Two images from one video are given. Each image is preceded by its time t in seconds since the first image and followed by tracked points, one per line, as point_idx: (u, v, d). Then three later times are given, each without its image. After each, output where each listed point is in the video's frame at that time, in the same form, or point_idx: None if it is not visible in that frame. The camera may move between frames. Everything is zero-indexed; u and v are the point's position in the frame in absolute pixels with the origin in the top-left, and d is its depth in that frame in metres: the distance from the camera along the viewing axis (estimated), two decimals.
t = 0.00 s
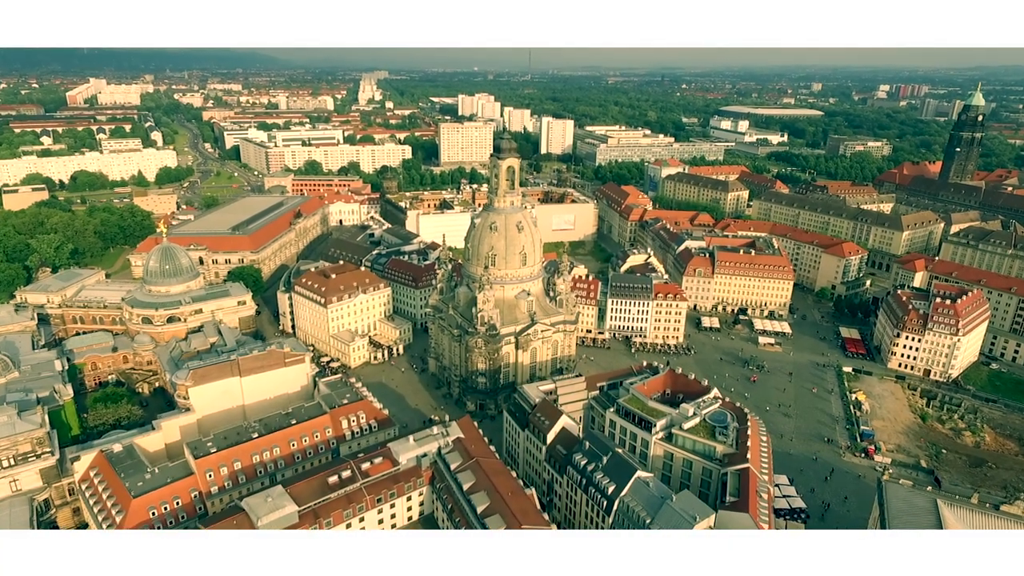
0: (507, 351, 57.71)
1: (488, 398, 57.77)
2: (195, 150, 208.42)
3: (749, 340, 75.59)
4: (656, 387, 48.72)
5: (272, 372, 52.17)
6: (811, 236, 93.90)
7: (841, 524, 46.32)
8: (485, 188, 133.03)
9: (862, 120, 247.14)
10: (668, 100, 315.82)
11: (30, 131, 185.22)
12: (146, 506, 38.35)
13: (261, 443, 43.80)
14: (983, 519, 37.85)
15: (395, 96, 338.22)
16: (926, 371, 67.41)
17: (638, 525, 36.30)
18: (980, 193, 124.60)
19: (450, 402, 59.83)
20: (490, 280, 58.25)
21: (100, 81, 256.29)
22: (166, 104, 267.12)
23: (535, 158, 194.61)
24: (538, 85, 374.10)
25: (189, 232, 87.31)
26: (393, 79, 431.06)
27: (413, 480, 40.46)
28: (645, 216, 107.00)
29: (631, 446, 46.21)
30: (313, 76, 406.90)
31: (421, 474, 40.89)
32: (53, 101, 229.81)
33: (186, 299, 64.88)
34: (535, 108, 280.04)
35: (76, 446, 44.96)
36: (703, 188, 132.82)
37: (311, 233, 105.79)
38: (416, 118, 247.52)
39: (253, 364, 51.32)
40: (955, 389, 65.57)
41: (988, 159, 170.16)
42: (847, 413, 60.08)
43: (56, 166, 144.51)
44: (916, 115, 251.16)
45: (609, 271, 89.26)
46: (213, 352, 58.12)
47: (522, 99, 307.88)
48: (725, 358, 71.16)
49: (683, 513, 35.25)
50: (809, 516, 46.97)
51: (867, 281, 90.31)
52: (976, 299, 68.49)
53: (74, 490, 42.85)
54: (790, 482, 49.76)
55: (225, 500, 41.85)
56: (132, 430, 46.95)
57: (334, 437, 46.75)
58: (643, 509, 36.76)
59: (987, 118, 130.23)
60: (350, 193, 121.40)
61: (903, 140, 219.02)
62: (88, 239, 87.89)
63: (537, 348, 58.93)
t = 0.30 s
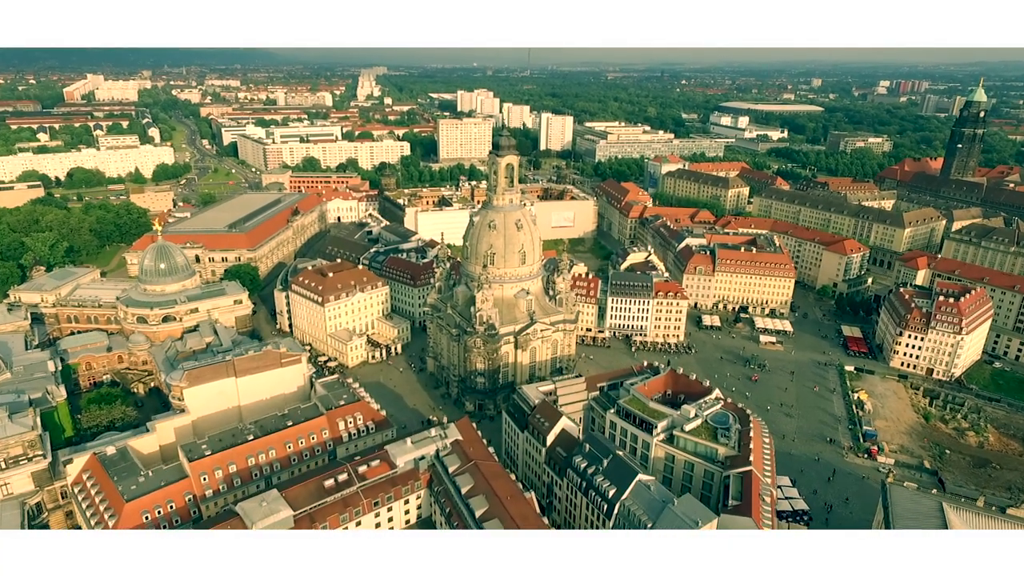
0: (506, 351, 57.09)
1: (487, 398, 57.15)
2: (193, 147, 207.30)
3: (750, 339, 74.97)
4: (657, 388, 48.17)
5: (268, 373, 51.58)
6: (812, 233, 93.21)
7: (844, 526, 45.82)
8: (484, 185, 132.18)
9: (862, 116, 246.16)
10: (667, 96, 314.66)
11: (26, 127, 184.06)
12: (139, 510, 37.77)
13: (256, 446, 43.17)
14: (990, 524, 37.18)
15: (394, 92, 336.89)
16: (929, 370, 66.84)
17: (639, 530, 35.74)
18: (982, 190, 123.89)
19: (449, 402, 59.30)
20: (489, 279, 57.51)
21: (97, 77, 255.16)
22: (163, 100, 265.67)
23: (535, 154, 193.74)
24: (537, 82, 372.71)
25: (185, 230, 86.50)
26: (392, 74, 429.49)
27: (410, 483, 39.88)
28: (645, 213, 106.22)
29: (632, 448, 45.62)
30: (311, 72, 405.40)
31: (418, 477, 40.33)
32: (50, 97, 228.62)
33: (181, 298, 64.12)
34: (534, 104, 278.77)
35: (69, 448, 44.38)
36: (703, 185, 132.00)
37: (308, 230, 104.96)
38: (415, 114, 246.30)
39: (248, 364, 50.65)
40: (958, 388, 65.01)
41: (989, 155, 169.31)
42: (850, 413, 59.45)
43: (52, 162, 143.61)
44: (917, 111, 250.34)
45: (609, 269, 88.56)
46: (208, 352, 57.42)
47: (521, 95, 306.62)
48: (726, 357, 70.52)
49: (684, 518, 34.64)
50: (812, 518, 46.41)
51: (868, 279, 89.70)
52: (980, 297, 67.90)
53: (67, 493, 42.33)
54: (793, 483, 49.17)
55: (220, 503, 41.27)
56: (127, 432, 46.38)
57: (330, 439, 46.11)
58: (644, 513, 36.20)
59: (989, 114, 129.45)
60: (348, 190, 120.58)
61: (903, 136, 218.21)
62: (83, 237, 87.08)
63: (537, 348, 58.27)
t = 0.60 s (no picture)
0: (505, 351, 56.42)
1: (485, 398, 56.49)
2: (190, 144, 206.41)
3: (751, 337, 74.37)
4: (658, 389, 47.62)
5: (264, 373, 50.97)
6: (813, 230, 92.57)
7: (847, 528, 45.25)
8: (482, 182, 131.29)
9: (862, 111, 245.22)
10: (667, 92, 313.64)
11: (23, 123, 183.13)
12: (131, 515, 37.20)
13: (251, 449, 42.54)
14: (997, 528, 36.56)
15: (392, 88, 335.53)
16: (931, 369, 66.29)
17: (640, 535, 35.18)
18: (984, 186, 123.18)
19: (447, 402, 58.79)
20: (488, 278, 56.75)
21: (93, 73, 254.06)
22: (161, 96, 264.39)
23: (534, 150, 192.87)
24: (536, 77, 371.72)
25: (181, 228, 85.64)
26: (390, 70, 428.03)
27: (407, 487, 39.34)
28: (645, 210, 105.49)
29: (632, 450, 45.03)
30: (310, 67, 403.84)
31: (416, 480, 39.81)
32: (47, 93, 227.67)
33: (176, 297, 63.33)
34: (533, 100, 277.64)
35: (61, 451, 43.74)
36: (703, 182, 131.23)
37: (306, 228, 104.16)
38: (414, 110, 245.21)
39: (244, 365, 49.96)
40: (961, 387, 64.44)
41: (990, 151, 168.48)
42: (852, 413, 58.86)
43: (48, 159, 142.81)
44: (916, 107, 249.49)
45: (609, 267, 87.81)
46: (204, 352, 56.73)
47: (520, 91, 305.38)
48: (727, 355, 69.88)
49: (686, 524, 34.03)
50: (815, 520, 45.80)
51: (869, 276, 89.09)
52: (983, 295, 67.32)
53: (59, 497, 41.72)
54: (795, 485, 48.57)
55: (215, 507, 40.67)
56: (120, 434, 45.76)
57: (327, 441, 45.47)
58: (645, 518, 35.63)
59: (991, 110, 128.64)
60: (345, 187, 119.77)
61: (904, 132, 217.41)
62: (77, 235, 86.32)
63: (536, 347, 57.61)
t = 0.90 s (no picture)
0: (503, 351, 55.65)
1: (484, 399, 55.72)
2: (187, 140, 205.19)
3: (752, 336, 73.67)
4: (659, 390, 46.98)
5: (259, 375, 50.11)
6: (814, 227, 91.88)
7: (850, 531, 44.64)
8: (480, 178, 130.42)
9: (861, 107, 244.28)
10: (665, 87, 312.46)
11: (18, 120, 181.86)
12: (122, 520, 36.47)
13: (246, 452, 41.79)
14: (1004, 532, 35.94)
15: (390, 84, 333.98)
16: (934, 368, 65.67)
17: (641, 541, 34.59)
18: (985, 182, 122.53)
19: (445, 403, 58.15)
20: (486, 277, 55.93)
21: (89, 69, 252.74)
22: (157, 92, 262.82)
23: (532, 147, 191.98)
24: (534, 73, 370.32)
25: (176, 226, 84.64)
26: (388, 65, 426.04)
27: (404, 491, 38.65)
28: (644, 207, 104.74)
29: (633, 453, 44.36)
30: (307, 63, 401.97)
31: (413, 484, 39.11)
32: (42, 90, 226.23)
33: (170, 297, 62.42)
34: (532, 95, 276.37)
35: (52, 454, 42.97)
36: (703, 178, 130.43)
37: (302, 225, 103.30)
38: (412, 106, 243.91)
39: (238, 367, 49.16)
40: (964, 387, 63.82)
41: (990, 146, 167.72)
42: (854, 413, 58.28)
43: (43, 156, 141.74)
44: (915, 102, 248.73)
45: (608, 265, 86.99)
46: (198, 353, 55.86)
47: (518, 87, 304.00)
48: (728, 354, 69.14)
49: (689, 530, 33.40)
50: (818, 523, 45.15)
51: (871, 274, 88.39)
52: (986, 293, 66.64)
53: (50, 502, 40.94)
54: (798, 487, 47.96)
55: (208, 512, 39.98)
56: (112, 437, 44.98)
57: (322, 444, 44.71)
58: (646, 523, 35.01)
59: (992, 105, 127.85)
60: (342, 184, 118.91)
61: (903, 128, 216.66)
62: (71, 233, 85.43)
63: (535, 347, 56.83)
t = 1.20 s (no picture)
0: (501, 354, 53.53)
1: (481, 403, 53.65)
2: (179, 131, 202.00)
3: (756, 334, 71.62)
4: (662, 396, 44.99)
5: (244, 381, 47.93)
6: (819, 221, 89.64)
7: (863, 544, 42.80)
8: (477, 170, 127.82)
9: (863, 96, 241.17)
10: (665, 76, 308.72)
11: (7, 111, 178.47)
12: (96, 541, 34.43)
13: (230, 465, 39.72)
14: None
15: (386, 73, 329.75)
16: (945, 368, 63.70)
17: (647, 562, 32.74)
18: (992, 173, 120.17)
19: (441, 407, 56.06)
20: (482, 277, 53.73)
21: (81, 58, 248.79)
22: (150, 82, 259.02)
23: (530, 137, 189.12)
24: (533, 62, 365.92)
25: (164, 221, 82.11)
26: (385, 54, 421.50)
27: (395, 508, 36.62)
28: (645, 200, 102.43)
29: (636, 463, 42.40)
30: (302, 52, 397.44)
31: (405, 500, 37.07)
32: (33, 80, 222.51)
33: (155, 297, 60.09)
34: (530, 85, 272.84)
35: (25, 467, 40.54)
36: (704, 170, 127.92)
37: (295, 220, 100.81)
38: (408, 96, 240.55)
39: (223, 373, 46.99)
40: (975, 387, 61.88)
41: (995, 136, 164.98)
42: (863, 417, 56.44)
43: (31, 148, 138.79)
44: (917, 91, 245.70)
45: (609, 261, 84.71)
46: (183, 357, 53.71)
47: (516, 76, 300.16)
48: (732, 354, 67.09)
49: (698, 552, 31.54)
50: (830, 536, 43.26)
51: (877, 269, 86.24)
52: (999, 291, 64.57)
53: (23, 518, 37.98)
54: (808, 497, 46.06)
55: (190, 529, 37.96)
56: (90, 448, 42.81)
57: (311, 455, 42.65)
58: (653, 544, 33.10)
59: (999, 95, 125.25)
60: (337, 176, 116.28)
61: (905, 117, 213.82)
62: (56, 229, 82.96)
63: (533, 349, 54.72)
